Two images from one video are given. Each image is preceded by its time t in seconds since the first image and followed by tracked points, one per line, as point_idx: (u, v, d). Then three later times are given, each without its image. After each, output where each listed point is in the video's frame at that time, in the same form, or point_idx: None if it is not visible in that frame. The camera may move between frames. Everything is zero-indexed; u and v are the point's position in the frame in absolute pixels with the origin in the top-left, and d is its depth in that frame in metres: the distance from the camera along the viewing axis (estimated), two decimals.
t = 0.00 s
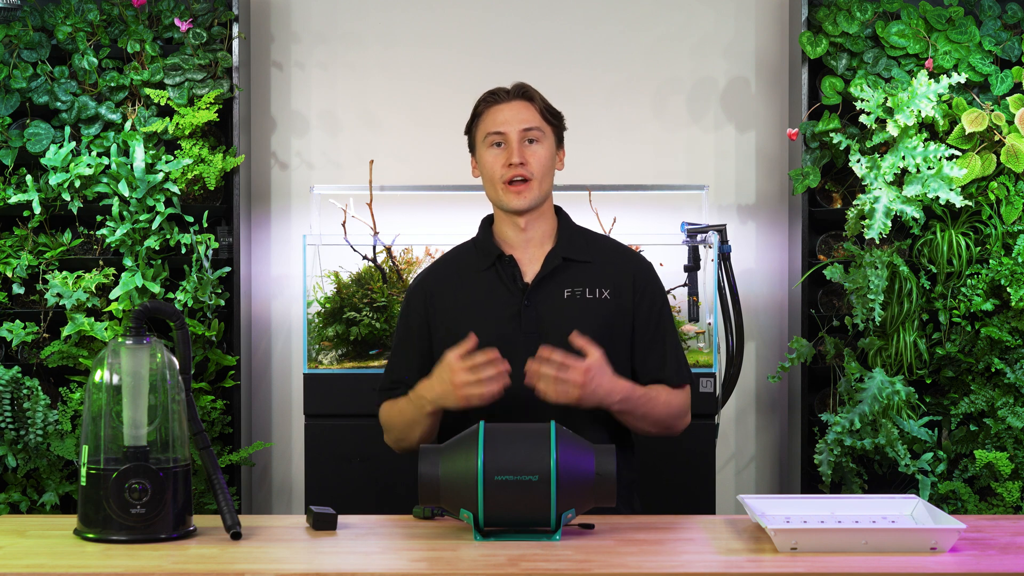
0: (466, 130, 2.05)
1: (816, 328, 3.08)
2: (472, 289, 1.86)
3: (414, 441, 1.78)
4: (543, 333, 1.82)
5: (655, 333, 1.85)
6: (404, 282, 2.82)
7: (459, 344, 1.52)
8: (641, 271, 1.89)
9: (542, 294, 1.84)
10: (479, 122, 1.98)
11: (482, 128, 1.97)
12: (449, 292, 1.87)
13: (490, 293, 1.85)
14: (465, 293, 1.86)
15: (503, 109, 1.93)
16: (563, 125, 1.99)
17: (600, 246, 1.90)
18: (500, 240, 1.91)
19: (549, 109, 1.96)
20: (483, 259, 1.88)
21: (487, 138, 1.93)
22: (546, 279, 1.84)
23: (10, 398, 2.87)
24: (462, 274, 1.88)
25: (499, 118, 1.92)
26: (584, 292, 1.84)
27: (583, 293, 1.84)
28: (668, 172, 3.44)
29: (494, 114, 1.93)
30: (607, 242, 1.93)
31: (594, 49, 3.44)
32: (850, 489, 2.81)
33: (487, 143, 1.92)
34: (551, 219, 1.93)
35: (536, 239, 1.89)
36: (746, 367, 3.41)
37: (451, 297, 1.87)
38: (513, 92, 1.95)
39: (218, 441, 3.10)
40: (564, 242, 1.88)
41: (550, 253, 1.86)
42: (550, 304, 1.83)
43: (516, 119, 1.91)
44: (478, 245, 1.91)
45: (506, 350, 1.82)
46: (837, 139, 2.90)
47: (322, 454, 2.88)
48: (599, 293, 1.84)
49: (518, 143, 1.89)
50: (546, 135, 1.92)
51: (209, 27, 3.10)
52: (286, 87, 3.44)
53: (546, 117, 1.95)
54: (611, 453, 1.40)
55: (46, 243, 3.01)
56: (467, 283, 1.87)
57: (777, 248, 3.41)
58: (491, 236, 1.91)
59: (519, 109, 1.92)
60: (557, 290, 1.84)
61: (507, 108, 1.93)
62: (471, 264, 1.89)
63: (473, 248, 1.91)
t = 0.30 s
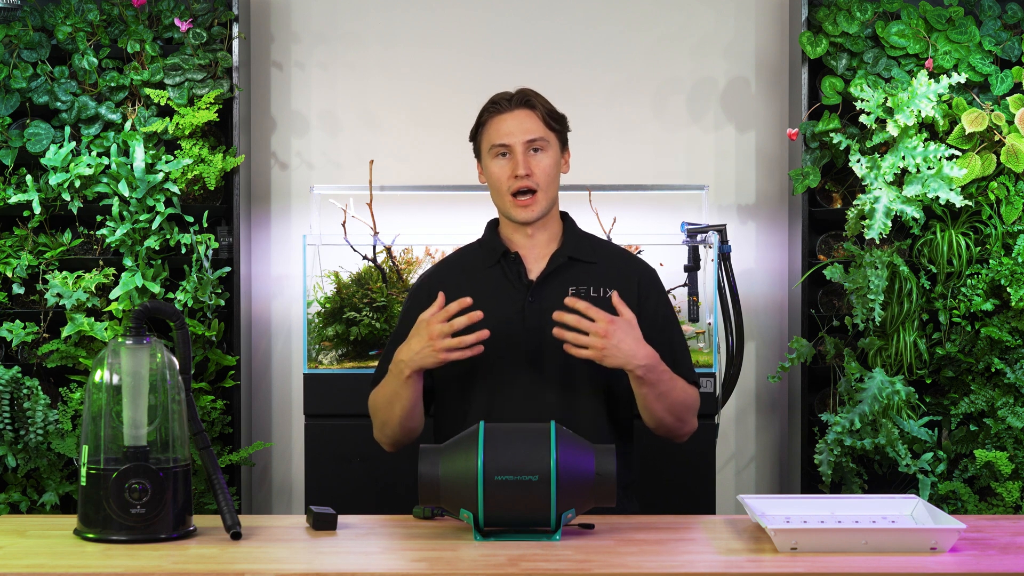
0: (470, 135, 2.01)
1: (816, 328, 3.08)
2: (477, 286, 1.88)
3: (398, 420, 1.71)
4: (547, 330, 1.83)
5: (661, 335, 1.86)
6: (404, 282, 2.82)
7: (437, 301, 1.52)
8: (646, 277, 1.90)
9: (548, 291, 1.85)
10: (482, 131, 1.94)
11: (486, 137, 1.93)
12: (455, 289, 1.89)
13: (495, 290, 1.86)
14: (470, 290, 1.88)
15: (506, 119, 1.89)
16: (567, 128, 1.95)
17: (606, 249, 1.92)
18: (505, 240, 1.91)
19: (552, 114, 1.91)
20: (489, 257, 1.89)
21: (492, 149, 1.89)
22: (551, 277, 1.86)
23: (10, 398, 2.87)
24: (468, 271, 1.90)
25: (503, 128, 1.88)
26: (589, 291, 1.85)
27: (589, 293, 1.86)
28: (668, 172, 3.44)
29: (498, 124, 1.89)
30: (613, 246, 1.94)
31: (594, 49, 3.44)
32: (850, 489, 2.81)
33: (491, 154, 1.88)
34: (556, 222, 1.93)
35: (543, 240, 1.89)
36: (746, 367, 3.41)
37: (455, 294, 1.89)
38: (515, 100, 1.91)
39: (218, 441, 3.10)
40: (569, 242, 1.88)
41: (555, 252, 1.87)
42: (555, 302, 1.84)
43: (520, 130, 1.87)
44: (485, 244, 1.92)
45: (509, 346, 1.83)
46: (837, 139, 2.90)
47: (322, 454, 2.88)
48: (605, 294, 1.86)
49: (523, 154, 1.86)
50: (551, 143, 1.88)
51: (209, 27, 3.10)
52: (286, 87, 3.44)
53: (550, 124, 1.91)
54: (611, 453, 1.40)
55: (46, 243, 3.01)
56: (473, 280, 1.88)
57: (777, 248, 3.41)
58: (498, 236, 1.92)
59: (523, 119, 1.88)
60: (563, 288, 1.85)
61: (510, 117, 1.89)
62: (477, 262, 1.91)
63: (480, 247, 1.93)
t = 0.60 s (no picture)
0: (474, 141, 2.01)
1: (816, 328, 3.08)
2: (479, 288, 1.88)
3: (398, 412, 1.70)
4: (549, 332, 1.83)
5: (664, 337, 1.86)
6: (404, 282, 2.82)
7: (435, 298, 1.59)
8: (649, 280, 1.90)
9: (550, 294, 1.85)
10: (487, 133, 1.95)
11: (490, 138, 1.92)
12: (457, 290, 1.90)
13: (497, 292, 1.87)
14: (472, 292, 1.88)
15: (511, 118, 1.90)
16: (571, 132, 1.96)
17: (609, 252, 1.92)
18: (508, 242, 1.91)
19: (556, 116, 1.93)
20: (491, 259, 1.90)
21: (496, 147, 1.88)
22: (553, 279, 1.86)
23: (10, 398, 2.87)
24: (470, 272, 1.90)
25: (508, 126, 1.88)
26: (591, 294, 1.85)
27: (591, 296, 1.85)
28: (668, 172, 3.44)
29: (503, 123, 1.90)
30: (616, 250, 1.94)
31: (594, 49, 3.44)
32: (850, 489, 2.81)
33: (496, 150, 1.87)
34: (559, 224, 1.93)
35: (545, 242, 1.89)
36: (746, 367, 3.41)
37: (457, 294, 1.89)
38: (519, 101, 1.93)
39: (218, 441, 3.10)
40: (572, 245, 1.88)
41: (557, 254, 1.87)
42: (557, 304, 1.84)
43: (525, 127, 1.87)
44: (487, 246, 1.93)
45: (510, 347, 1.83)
46: (837, 139, 2.90)
47: (322, 454, 2.88)
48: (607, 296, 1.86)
49: (527, 151, 1.84)
50: (555, 142, 1.88)
51: (209, 27, 3.10)
52: (285, 87, 3.44)
53: (555, 125, 1.92)
54: (611, 453, 1.40)
55: (46, 243, 3.01)
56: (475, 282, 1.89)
57: (777, 248, 3.41)
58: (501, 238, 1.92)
59: (527, 118, 1.89)
60: (565, 291, 1.86)
61: (515, 116, 1.90)
62: (479, 265, 1.91)
63: (482, 248, 1.93)
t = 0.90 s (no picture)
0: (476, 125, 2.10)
1: (816, 328, 3.08)
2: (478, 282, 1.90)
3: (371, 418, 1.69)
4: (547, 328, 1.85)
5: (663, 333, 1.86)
6: (404, 282, 2.82)
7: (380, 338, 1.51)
8: (650, 275, 1.90)
9: (549, 289, 1.86)
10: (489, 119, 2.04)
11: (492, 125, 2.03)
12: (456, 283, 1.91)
13: (497, 287, 1.88)
14: (471, 286, 1.90)
15: (514, 107, 2.00)
16: (572, 121, 2.05)
17: (610, 246, 1.92)
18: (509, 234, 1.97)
19: (558, 106, 2.01)
20: (491, 253, 1.91)
21: (498, 137, 2.00)
22: (552, 275, 1.87)
23: (10, 398, 2.87)
24: (470, 266, 1.92)
25: (511, 116, 1.99)
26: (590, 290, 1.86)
27: (590, 291, 1.86)
28: (668, 172, 3.45)
29: (506, 112, 1.99)
30: (617, 243, 1.95)
31: (593, 49, 3.44)
32: (850, 489, 2.81)
33: (497, 140, 2.00)
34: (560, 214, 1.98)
35: (544, 236, 1.94)
36: (746, 367, 3.41)
37: (457, 288, 1.90)
38: (522, 91, 2.02)
39: (218, 441, 3.10)
40: (572, 240, 1.90)
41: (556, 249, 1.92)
42: (556, 300, 1.86)
43: (527, 118, 1.98)
44: (488, 238, 1.94)
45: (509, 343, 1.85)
46: (837, 139, 2.90)
47: (322, 454, 2.88)
48: (606, 291, 1.86)
49: (529, 142, 1.97)
50: (556, 134, 2.00)
51: (209, 27, 3.10)
52: (285, 87, 3.44)
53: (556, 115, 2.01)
54: (611, 453, 1.40)
55: (46, 243, 3.01)
56: (474, 276, 1.90)
57: (777, 248, 3.41)
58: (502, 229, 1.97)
59: (529, 108, 1.98)
60: (564, 286, 1.86)
61: (518, 106, 2.00)
62: (479, 258, 1.92)
63: (483, 241, 1.95)
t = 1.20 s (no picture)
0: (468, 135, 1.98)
1: (816, 328, 3.08)
2: (476, 295, 1.86)
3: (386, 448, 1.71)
4: (547, 342, 1.82)
5: (661, 340, 1.86)
6: (404, 282, 2.82)
7: (371, 425, 1.44)
8: (649, 280, 1.88)
9: (547, 303, 1.83)
10: (481, 133, 1.92)
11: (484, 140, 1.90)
12: (453, 296, 1.87)
13: (494, 298, 1.85)
14: (468, 299, 1.86)
15: (507, 124, 1.86)
16: (569, 130, 1.93)
17: (608, 253, 1.89)
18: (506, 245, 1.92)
19: (553, 118, 1.88)
20: (488, 264, 1.88)
21: (490, 154, 1.87)
22: (550, 289, 1.84)
23: (10, 398, 2.87)
24: (467, 277, 1.88)
25: (503, 133, 1.86)
26: (589, 302, 1.83)
27: (588, 304, 1.83)
28: (668, 172, 3.45)
29: (498, 129, 1.87)
30: (616, 248, 1.92)
31: (593, 49, 3.44)
32: (850, 489, 2.81)
33: (490, 157, 1.87)
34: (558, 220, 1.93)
35: (541, 246, 1.90)
36: (746, 367, 3.41)
37: (453, 298, 1.87)
38: (516, 103, 1.88)
39: (218, 441, 3.10)
40: (570, 252, 1.86)
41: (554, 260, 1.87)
42: (555, 314, 1.83)
43: (520, 136, 1.84)
44: (484, 248, 1.90)
45: (508, 358, 1.83)
46: (837, 139, 2.90)
47: (322, 454, 2.89)
48: (605, 303, 1.83)
49: (523, 161, 1.84)
50: (552, 149, 1.86)
51: (209, 27, 3.10)
52: (285, 87, 3.44)
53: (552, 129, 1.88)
54: (611, 453, 1.40)
55: (46, 243, 3.01)
56: (470, 289, 1.87)
57: (777, 248, 3.41)
58: (497, 240, 1.92)
59: (523, 124, 1.86)
60: (563, 300, 1.83)
61: (512, 121, 1.86)
62: (476, 270, 1.88)
63: (479, 251, 1.91)
